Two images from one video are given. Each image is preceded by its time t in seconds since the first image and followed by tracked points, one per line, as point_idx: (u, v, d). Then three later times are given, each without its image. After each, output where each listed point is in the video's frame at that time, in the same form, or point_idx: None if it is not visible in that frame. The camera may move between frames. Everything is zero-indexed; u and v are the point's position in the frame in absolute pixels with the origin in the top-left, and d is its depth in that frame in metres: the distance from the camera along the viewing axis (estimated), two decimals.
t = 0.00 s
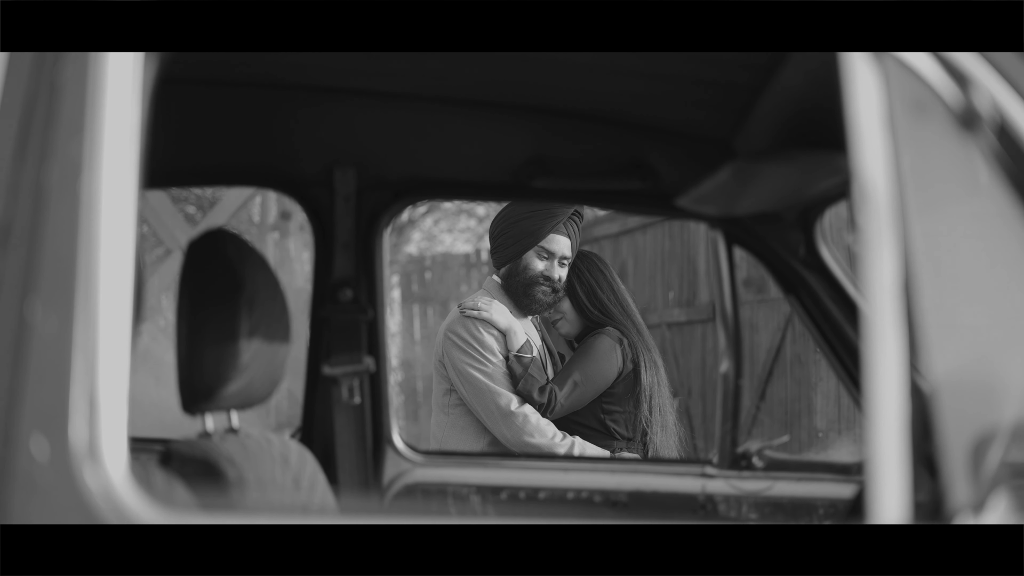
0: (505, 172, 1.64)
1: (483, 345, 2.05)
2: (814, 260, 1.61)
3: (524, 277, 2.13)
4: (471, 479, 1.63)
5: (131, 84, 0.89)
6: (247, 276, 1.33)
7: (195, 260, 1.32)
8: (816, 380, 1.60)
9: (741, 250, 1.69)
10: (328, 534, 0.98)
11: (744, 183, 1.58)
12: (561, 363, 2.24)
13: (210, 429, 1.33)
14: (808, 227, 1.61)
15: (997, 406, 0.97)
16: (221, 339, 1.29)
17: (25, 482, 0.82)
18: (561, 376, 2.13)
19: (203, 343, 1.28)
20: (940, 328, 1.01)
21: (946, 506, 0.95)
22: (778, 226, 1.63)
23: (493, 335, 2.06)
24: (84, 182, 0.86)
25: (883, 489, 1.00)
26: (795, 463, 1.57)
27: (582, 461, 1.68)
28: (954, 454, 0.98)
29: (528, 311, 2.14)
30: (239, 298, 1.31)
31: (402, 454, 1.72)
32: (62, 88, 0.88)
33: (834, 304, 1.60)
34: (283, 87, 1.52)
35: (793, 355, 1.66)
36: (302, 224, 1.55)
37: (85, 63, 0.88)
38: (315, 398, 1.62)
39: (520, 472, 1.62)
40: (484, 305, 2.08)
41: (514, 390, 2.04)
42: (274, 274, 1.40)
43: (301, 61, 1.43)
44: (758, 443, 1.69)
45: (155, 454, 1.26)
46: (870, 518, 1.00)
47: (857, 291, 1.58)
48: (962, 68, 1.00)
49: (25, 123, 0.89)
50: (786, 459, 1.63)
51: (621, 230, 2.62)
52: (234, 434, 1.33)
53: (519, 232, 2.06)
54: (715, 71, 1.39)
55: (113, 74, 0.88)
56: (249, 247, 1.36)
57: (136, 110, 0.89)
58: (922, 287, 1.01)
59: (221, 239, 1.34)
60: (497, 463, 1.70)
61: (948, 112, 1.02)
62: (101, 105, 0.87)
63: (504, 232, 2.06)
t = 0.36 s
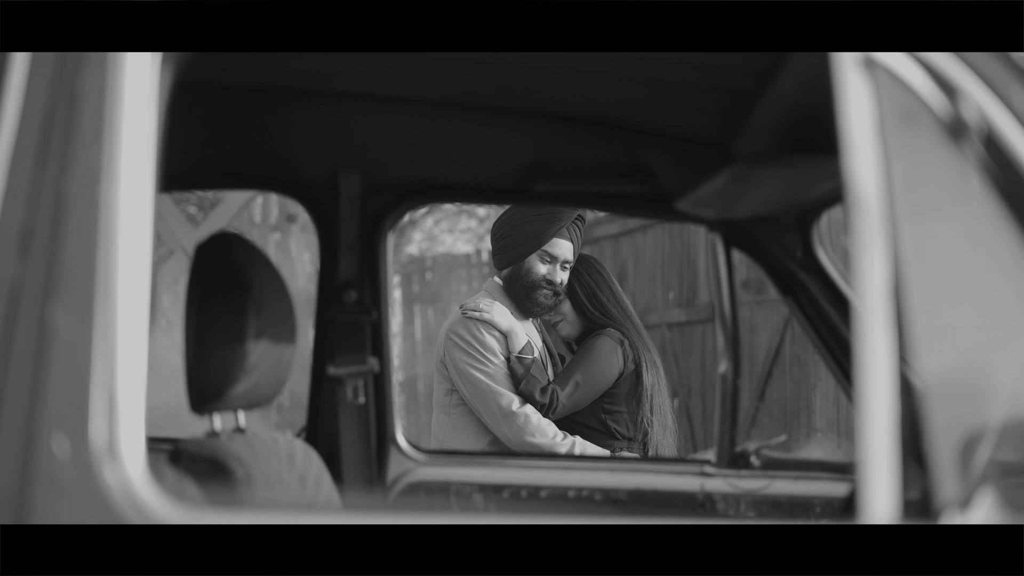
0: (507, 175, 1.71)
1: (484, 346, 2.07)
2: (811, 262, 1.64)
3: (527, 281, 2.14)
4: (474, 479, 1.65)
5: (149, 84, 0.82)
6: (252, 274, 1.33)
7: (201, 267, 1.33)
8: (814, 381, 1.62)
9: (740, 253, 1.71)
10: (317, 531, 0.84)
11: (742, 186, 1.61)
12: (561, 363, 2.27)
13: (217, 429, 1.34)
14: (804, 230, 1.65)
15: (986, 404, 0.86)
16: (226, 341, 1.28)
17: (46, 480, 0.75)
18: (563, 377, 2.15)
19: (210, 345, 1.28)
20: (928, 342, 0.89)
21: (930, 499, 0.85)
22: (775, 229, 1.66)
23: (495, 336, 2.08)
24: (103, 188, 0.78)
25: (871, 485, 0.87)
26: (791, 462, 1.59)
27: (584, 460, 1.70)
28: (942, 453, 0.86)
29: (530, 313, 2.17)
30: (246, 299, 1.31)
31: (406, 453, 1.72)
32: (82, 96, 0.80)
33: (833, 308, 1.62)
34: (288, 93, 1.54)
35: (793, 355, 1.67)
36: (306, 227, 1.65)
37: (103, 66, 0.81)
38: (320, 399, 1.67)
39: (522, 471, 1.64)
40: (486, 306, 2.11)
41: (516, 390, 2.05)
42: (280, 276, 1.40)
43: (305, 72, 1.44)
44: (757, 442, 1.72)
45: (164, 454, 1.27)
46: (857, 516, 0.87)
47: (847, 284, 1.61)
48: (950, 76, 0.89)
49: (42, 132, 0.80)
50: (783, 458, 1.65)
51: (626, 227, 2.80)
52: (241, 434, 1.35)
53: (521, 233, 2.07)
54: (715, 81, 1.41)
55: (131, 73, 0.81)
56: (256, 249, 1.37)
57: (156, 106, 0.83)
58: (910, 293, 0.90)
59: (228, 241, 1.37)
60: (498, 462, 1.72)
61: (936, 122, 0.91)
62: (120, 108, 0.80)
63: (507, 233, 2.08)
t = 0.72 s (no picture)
0: (509, 180, 1.74)
1: (485, 348, 2.10)
2: (808, 266, 1.68)
3: (528, 284, 2.16)
4: (477, 479, 1.68)
5: (166, 95, 0.85)
6: (259, 278, 1.36)
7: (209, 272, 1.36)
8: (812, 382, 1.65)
9: (738, 257, 1.76)
10: (321, 532, 0.85)
11: (740, 191, 1.62)
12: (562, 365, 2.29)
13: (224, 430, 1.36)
14: (802, 234, 1.68)
15: (975, 406, 0.88)
16: (234, 343, 1.30)
17: (69, 481, 0.77)
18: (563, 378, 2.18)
19: (217, 345, 1.29)
20: (918, 350, 0.90)
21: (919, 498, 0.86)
22: (773, 233, 1.70)
23: (496, 338, 2.11)
24: (120, 199, 0.81)
25: (863, 486, 0.87)
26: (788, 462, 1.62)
27: (585, 460, 1.72)
28: (933, 455, 0.87)
29: (530, 316, 2.18)
30: (253, 302, 1.33)
31: (410, 454, 1.77)
32: (100, 110, 0.83)
33: (830, 311, 1.66)
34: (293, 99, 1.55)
35: (790, 356, 1.71)
36: (312, 230, 1.75)
37: (120, 80, 0.84)
38: (325, 398, 1.76)
39: (524, 471, 1.67)
40: (488, 308, 2.14)
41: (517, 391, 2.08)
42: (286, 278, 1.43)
43: (306, 85, 1.47)
44: (755, 443, 1.75)
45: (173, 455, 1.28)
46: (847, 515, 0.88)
47: (842, 284, 1.66)
48: (940, 87, 0.90)
49: (62, 144, 0.82)
50: (784, 457, 1.67)
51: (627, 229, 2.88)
52: (248, 434, 1.38)
53: (522, 235, 2.11)
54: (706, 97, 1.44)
55: (148, 87, 0.84)
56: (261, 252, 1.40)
57: (171, 117, 0.86)
58: (900, 300, 0.90)
59: (237, 246, 1.39)
60: (501, 462, 1.75)
61: (925, 133, 0.91)
62: (137, 120, 0.83)
63: (509, 237, 2.12)
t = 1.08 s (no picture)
0: (511, 185, 1.77)
1: (486, 350, 2.13)
2: (805, 269, 1.70)
3: (528, 287, 2.20)
4: (478, 479, 1.71)
5: (181, 107, 0.88)
6: (267, 282, 1.37)
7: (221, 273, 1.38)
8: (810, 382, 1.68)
9: (737, 260, 1.78)
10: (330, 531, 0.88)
11: (737, 197, 1.66)
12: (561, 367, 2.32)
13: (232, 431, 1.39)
14: (798, 238, 1.70)
15: (963, 409, 0.91)
16: (243, 346, 1.31)
17: (89, 482, 0.80)
18: (562, 379, 2.21)
19: (226, 350, 1.31)
20: (906, 357, 0.93)
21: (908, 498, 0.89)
22: (770, 236, 1.72)
23: (496, 340, 2.14)
24: (137, 209, 0.84)
25: (853, 487, 0.90)
26: (787, 463, 1.67)
27: (584, 460, 1.75)
28: (921, 455, 0.89)
29: (531, 318, 2.22)
30: (260, 305, 1.33)
31: (413, 454, 1.81)
32: (117, 121, 0.86)
33: (826, 313, 1.68)
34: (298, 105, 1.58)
35: (789, 358, 1.72)
36: (318, 235, 1.80)
37: (137, 94, 0.87)
38: (330, 398, 1.82)
39: (524, 471, 1.70)
40: (489, 311, 2.17)
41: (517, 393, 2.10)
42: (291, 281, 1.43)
43: (312, 94, 1.50)
44: (755, 445, 1.77)
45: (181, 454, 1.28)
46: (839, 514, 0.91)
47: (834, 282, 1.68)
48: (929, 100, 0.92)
49: (80, 154, 0.85)
50: (780, 458, 1.71)
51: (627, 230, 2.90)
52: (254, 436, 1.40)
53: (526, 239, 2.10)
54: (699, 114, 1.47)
55: (162, 98, 0.87)
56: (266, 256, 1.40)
57: (186, 127, 0.88)
58: (891, 306, 0.93)
59: (243, 251, 1.41)
60: (503, 462, 1.78)
61: (914, 145, 0.93)
62: (152, 130, 0.86)
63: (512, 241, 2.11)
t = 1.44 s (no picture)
0: (511, 190, 1.82)
1: (488, 353, 2.16)
2: (801, 273, 1.71)
3: (528, 291, 2.23)
4: (479, 480, 1.74)
5: (194, 118, 0.91)
6: (273, 285, 1.38)
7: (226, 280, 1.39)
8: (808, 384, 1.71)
9: (733, 264, 1.81)
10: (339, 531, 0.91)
11: (734, 203, 1.62)
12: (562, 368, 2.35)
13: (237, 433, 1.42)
14: (794, 242, 1.70)
15: (951, 413, 0.94)
16: (250, 348, 1.32)
17: (106, 482, 0.83)
18: (562, 381, 2.24)
19: (233, 351, 1.33)
20: (895, 362, 0.96)
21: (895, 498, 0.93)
22: (767, 241, 1.74)
23: (497, 343, 2.17)
24: (151, 218, 0.87)
25: (842, 488, 0.93)
26: (784, 463, 1.74)
27: (584, 460, 1.78)
28: (910, 457, 0.92)
29: (531, 321, 2.26)
30: (265, 309, 1.35)
31: (416, 455, 1.85)
32: (132, 133, 0.89)
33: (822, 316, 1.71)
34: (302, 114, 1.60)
35: (789, 360, 1.78)
36: (323, 240, 1.84)
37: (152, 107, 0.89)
38: (335, 400, 1.86)
39: (525, 472, 1.73)
40: (490, 314, 2.20)
41: (518, 395, 2.13)
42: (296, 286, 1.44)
43: (316, 102, 1.52)
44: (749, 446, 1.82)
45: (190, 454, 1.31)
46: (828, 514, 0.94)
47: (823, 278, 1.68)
48: (919, 113, 0.94)
49: (97, 166, 0.88)
50: (775, 458, 1.77)
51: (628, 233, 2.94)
52: (259, 437, 1.44)
53: (527, 246, 2.13)
54: (688, 136, 1.50)
55: (176, 111, 0.90)
56: (273, 260, 1.42)
57: (199, 139, 0.91)
58: (880, 312, 0.96)
59: (250, 254, 1.41)
60: (504, 463, 1.81)
61: (902, 157, 0.96)
62: (167, 142, 0.89)
63: (514, 247, 2.14)
